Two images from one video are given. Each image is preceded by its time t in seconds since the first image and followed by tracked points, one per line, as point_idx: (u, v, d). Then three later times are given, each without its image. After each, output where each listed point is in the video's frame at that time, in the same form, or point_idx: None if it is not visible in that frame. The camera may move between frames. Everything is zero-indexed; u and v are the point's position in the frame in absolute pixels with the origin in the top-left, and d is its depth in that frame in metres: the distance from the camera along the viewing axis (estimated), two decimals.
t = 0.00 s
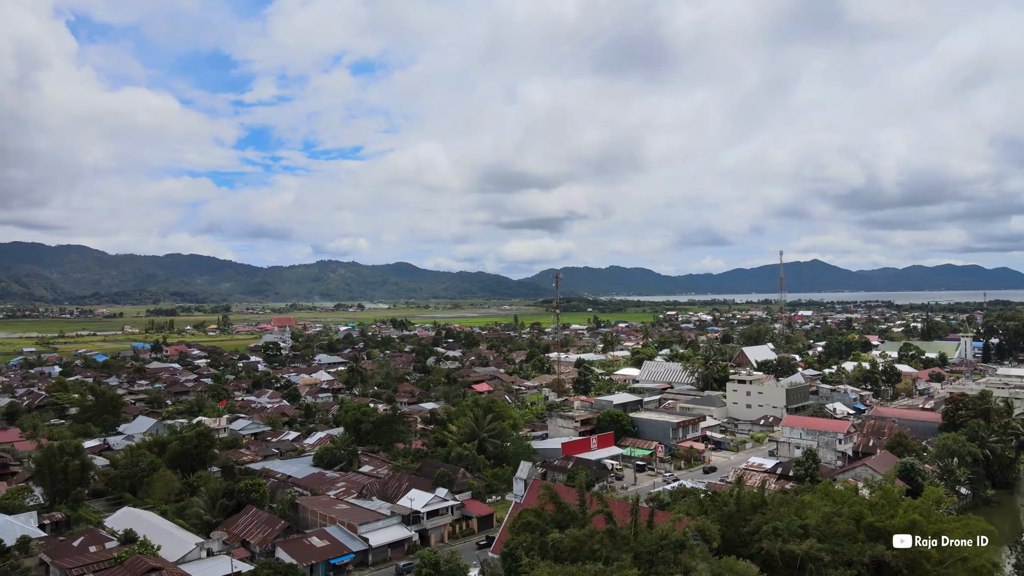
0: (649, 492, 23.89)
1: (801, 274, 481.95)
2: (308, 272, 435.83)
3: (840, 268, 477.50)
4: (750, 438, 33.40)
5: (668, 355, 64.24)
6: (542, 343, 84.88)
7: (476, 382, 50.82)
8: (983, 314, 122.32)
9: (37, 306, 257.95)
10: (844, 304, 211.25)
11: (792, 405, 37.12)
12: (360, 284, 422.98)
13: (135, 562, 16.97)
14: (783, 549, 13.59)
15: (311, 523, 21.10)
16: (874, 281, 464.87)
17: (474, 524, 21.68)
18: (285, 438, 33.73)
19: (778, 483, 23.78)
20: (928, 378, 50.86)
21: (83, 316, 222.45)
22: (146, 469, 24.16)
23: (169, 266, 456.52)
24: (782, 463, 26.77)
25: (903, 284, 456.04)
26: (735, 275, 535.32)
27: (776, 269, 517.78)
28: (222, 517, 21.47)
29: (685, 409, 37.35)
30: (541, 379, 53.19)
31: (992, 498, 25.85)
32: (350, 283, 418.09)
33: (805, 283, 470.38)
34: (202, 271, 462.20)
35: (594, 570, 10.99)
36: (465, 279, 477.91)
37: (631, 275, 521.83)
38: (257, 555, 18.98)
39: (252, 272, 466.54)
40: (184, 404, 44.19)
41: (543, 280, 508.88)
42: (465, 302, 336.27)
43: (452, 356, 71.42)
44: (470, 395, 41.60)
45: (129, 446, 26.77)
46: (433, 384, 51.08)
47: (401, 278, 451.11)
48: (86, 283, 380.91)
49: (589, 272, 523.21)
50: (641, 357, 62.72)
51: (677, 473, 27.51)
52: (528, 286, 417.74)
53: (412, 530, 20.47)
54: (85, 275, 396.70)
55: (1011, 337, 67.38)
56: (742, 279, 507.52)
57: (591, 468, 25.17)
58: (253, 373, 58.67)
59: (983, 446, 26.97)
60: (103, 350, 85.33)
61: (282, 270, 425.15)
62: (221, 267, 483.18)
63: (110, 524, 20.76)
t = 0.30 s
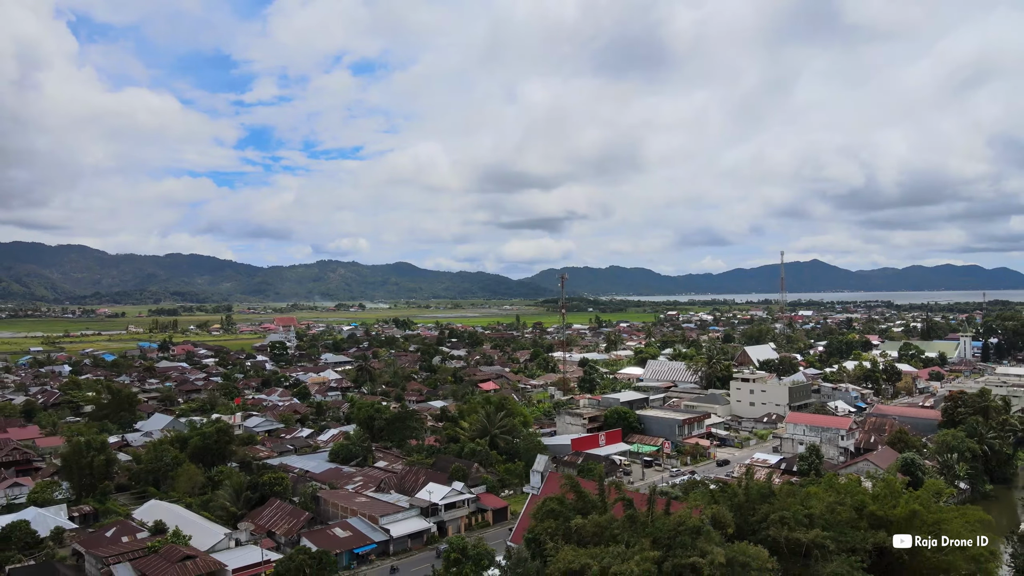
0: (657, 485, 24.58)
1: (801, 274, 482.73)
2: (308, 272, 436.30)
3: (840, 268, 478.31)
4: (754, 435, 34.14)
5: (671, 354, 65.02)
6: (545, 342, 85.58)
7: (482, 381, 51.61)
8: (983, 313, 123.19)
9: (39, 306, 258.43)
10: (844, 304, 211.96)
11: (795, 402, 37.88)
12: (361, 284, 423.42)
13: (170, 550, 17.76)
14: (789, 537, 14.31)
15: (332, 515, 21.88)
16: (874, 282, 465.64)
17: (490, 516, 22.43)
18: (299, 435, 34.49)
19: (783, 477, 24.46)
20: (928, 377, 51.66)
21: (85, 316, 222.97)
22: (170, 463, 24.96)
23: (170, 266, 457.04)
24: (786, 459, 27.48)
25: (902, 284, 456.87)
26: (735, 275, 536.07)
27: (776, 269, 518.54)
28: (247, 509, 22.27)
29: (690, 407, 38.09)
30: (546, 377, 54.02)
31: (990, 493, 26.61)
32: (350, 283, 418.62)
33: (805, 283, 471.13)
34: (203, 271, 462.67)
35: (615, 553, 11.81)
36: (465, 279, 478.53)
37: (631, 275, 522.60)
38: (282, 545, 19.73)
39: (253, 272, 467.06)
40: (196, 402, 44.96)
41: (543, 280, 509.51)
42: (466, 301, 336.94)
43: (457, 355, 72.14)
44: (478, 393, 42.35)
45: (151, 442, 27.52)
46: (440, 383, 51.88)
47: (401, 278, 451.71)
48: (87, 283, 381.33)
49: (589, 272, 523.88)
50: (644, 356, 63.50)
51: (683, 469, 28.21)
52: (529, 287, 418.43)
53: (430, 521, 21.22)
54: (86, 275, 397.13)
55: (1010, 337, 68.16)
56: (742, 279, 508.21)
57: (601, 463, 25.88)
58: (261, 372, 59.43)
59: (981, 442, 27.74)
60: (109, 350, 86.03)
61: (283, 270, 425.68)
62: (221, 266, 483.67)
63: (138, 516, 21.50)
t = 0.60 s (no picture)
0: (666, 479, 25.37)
1: (801, 274, 483.70)
2: (309, 271, 436.56)
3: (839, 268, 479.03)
4: (758, 432, 34.92)
5: (674, 354, 65.74)
6: (548, 342, 86.37)
7: (489, 379, 52.38)
8: (982, 313, 123.89)
9: (41, 306, 259.03)
10: (843, 305, 212.94)
11: (797, 400, 38.67)
12: (362, 284, 423.91)
13: (201, 540, 18.54)
14: (796, 527, 15.03)
15: (352, 508, 22.62)
16: (874, 282, 466.69)
17: (504, 510, 23.18)
18: (312, 432, 35.25)
19: (787, 471, 25.23)
20: (928, 376, 52.41)
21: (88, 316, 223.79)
22: (192, 459, 25.73)
23: (171, 266, 457.85)
24: (790, 454, 28.25)
25: (902, 284, 457.71)
26: (735, 275, 536.70)
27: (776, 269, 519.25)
28: (270, 502, 23.02)
29: (695, 405, 38.87)
30: (551, 376, 54.77)
31: (988, 488, 27.36)
32: (351, 283, 419.05)
33: (805, 283, 472.27)
34: (203, 271, 463.00)
35: (634, 538, 12.61)
36: (466, 278, 479.43)
37: (631, 275, 523.74)
38: (306, 536, 20.49)
39: (254, 272, 467.36)
40: (208, 400, 45.67)
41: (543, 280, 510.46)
42: (466, 301, 337.87)
43: (462, 355, 72.97)
44: (485, 392, 43.08)
45: (172, 438, 28.29)
46: (447, 381, 52.59)
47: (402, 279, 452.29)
48: (88, 283, 382.00)
49: (589, 272, 524.45)
50: (647, 355, 64.25)
51: (690, 465, 29.00)
52: (529, 287, 419.39)
53: (448, 514, 21.97)
54: (87, 275, 397.94)
55: (1008, 336, 68.94)
56: (742, 279, 509.14)
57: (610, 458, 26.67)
58: (269, 371, 60.15)
59: (980, 438, 28.50)
60: (116, 349, 86.64)
61: (284, 270, 426.49)
62: (222, 266, 484.52)
63: (165, 509, 22.29)
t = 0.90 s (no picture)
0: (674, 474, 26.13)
1: (801, 274, 484.81)
2: (309, 271, 437.07)
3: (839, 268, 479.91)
4: (762, 429, 35.72)
5: (677, 353, 66.50)
6: (552, 341, 87.19)
7: (495, 378, 53.14)
8: (982, 313, 124.70)
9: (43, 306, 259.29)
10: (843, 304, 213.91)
11: (800, 398, 39.49)
12: (362, 284, 424.52)
13: (232, 530, 19.35)
14: (803, 517, 15.76)
15: (372, 501, 23.40)
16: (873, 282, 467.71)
17: (518, 503, 23.96)
18: (326, 429, 36.03)
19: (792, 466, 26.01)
20: (928, 375, 53.25)
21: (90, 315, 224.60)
22: (214, 454, 26.53)
23: (171, 266, 458.49)
24: (794, 450, 29.00)
25: (902, 284, 458.71)
26: (735, 275, 537.48)
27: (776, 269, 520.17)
28: (292, 495, 23.77)
29: (699, 403, 39.68)
30: (557, 375, 55.57)
31: (987, 482, 28.18)
32: (351, 283, 419.68)
33: (805, 283, 473.36)
34: (204, 271, 463.36)
35: (652, 524, 13.44)
36: (466, 278, 480.20)
37: (631, 275, 524.77)
38: (328, 527, 21.28)
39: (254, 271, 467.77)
40: (220, 398, 46.41)
41: (543, 279, 511.32)
42: (467, 301, 338.70)
43: (467, 354, 73.85)
44: (493, 390, 43.85)
45: (193, 434, 29.06)
46: (454, 380, 53.34)
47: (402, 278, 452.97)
48: (89, 283, 382.70)
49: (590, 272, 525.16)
50: (651, 354, 65.05)
51: (696, 460, 29.79)
52: (530, 287, 420.36)
53: (464, 506, 22.73)
54: (88, 275, 398.62)
55: (1007, 335, 69.80)
56: (742, 279, 510.08)
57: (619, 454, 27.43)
58: (278, 370, 60.86)
59: (979, 434, 29.30)
60: (123, 349, 87.28)
61: (284, 270, 427.20)
62: (223, 266, 485.20)
63: (191, 501, 23.08)
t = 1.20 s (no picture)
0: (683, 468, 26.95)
1: (800, 274, 485.90)
2: (310, 271, 437.77)
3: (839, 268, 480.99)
4: (765, 427, 36.54)
5: (680, 352, 67.40)
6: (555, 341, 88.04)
7: (501, 377, 54.04)
8: (981, 313, 125.68)
9: (44, 305, 259.70)
10: (843, 305, 214.97)
11: (803, 396, 40.37)
12: (363, 284, 425.22)
13: (262, 522, 20.22)
14: (812, 508, 16.57)
15: (392, 495, 24.25)
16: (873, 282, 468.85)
17: (533, 497, 24.82)
18: (340, 427, 36.90)
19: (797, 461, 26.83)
20: (928, 374, 54.18)
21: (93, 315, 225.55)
22: (236, 449, 27.38)
23: (172, 266, 459.25)
24: (799, 446, 29.85)
25: (901, 284, 459.81)
26: (735, 275, 538.43)
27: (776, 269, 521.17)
28: (314, 489, 24.60)
29: (704, 401, 40.53)
30: (562, 374, 56.45)
31: (985, 478, 29.08)
32: (352, 283, 420.40)
33: (805, 283, 474.46)
34: (205, 271, 463.92)
35: (670, 511, 14.28)
36: (467, 278, 481.02)
37: (631, 275, 525.90)
38: (352, 519, 22.12)
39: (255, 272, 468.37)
40: (233, 397, 47.29)
41: (544, 279, 512.36)
42: (468, 300, 339.58)
43: (472, 353, 74.77)
44: (501, 388, 44.71)
45: (214, 431, 29.90)
46: (461, 378, 54.23)
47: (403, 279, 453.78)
48: (90, 283, 383.52)
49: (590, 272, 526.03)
50: (654, 354, 65.99)
51: (703, 456, 30.63)
52: (530, 286, 421.38)
53: (482, 500, 23.55)
54: (90, 275, 399.44)
55: (1006, 336, 70.74)
56: (742, 279, 511.10)
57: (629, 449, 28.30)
58: (287, 370, 61.74)
59: (978, 431, 30.17)
60: (130, 348, 88.05)
61: (285, 270, 428.07)
62: (224, 266, 486.10)
63: (217, 495, 23.97)
